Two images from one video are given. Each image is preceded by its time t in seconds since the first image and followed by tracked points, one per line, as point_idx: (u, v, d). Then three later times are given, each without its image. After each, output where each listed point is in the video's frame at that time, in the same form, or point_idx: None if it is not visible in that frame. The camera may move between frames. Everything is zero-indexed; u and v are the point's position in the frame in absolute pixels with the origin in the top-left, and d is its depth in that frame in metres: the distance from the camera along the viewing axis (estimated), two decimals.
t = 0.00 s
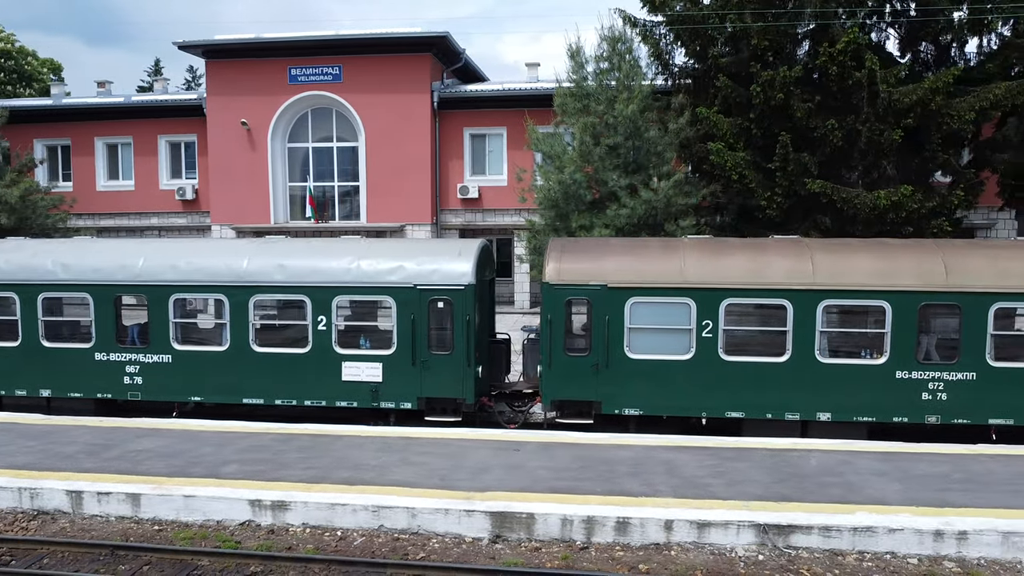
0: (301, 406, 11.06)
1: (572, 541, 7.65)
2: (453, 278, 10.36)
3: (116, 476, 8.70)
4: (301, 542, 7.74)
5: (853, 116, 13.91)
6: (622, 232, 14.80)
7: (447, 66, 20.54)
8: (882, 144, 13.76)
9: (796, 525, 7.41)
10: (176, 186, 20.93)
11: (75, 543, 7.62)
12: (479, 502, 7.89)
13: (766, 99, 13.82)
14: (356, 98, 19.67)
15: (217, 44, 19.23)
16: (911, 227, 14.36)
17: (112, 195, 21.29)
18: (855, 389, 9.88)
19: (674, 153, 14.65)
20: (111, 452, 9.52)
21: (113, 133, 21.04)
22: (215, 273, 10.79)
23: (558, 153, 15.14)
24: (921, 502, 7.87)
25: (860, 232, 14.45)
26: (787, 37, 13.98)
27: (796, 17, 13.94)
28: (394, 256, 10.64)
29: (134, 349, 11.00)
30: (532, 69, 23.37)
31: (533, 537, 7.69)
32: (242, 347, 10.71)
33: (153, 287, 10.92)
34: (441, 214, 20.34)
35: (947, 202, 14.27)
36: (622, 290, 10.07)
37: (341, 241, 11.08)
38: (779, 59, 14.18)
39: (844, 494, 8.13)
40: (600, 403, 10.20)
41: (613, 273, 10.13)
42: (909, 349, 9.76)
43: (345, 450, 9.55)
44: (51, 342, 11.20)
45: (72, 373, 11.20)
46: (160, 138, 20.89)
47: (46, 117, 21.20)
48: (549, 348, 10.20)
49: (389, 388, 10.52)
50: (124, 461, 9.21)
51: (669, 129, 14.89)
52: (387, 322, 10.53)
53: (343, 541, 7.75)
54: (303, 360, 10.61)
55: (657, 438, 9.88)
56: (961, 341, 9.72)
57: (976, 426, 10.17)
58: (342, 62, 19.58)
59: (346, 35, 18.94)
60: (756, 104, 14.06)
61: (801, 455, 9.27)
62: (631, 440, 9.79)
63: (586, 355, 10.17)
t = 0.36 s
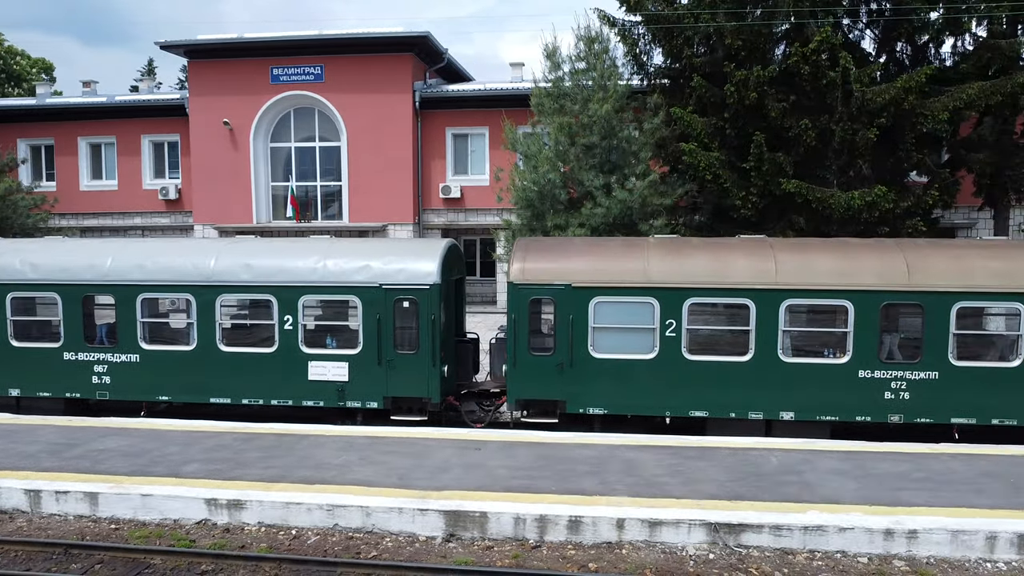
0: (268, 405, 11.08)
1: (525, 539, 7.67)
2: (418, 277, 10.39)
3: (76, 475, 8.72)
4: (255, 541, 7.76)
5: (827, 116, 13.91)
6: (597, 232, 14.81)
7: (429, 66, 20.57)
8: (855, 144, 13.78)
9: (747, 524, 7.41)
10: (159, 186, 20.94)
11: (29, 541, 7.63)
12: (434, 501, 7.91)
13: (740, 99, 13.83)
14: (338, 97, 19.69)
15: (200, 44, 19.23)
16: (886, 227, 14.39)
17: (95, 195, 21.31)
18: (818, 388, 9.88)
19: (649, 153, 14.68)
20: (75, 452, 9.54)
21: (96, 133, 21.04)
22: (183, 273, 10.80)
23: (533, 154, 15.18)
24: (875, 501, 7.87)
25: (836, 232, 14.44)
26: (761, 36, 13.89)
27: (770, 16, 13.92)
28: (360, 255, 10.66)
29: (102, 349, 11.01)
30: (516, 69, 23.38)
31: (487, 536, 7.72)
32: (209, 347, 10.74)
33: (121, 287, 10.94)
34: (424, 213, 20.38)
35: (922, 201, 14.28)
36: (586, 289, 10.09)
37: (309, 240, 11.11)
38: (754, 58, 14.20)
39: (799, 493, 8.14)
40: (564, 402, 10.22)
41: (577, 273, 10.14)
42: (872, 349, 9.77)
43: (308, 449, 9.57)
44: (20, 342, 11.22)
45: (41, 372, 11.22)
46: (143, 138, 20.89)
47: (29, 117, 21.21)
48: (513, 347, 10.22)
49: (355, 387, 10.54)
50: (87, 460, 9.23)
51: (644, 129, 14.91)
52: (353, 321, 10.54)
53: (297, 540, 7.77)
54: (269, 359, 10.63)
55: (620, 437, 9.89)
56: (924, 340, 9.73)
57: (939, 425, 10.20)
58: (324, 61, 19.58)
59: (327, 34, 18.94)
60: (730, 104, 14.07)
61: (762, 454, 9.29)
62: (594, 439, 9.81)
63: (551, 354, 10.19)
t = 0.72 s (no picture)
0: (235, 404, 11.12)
1: (475, 537, 7.71)
2: (382, 277, 10.43)
3: (35, 473, 8.77)
4: (208, 538, 7.81)
5: (800, 115, 13.95)
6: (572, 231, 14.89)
7: (411, 66, 20.62)
8: (827, 143, 13.82)
9: (695, 521, 7.44)
10: (143, 185, 21.00)
11: None
12: (386, 499, 7.95)
13: (713, 98, 13.87)
14: (321, 97, 19.73)
15: (182, 44, 19.27)
16: (860, 226, 14.43)
17: (80, 195, 21.38)
18: (780, 387, 9.90)
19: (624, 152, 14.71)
20: (37, 450, 9.59)
21: (80, 133, 21.09)
22: (150, 273, 10.86)
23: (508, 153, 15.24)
24: (825, 499, 7.90)
25: (810, 231, 14.43)
26: (734, 35, 14.00)
27: (742, 16, 13.98)
28: (326, 255, 10.70)
29: (70, 348, 11.06)
30: (501, 69, 23.41)
31: (438, 533, 7.76)
32: (176, 346, 10.79)
33: (89, 286, 11.00)
34: (407, 213, 20.42)
35: (895, 201, 14.26)
36: (549, 288, 10.12)
37: (277, 240, 11.15)
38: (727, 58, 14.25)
39: (751, 491, 8.17)
40: (528, 401, 10.23)
41: (540, 272, 10.17)
42: (833, 348, 9.80)
43: (269, 447, 9.61)
44: None
45: (10, 371, 11.27)
46: (127, 138, 20.94)
47: (14, 117, 21.28)
48: (477, 347, 10.25)
49: (320, 386, 10.57)
50: (48, 458, 9.28)
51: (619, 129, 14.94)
52: (318, 320, 10.58)
53: (250, 538, 7.82)
54: (235, 358, 10.67)
55: (581, 435, 9.93)
56: (884, 340, 9.76)
57: (901, 424, 10.23)
58: (307, 61, 19.63)
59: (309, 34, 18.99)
60: (703, 104, 14.10)
61: (721, 452, 9.31)
62: (556, 437, 9.85)
63: (514, 353, 10.21)
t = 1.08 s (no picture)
0: (204, 403, 11.17)
1: (429, 535, 7.75)
2: (349, 277, 10.47)
3: None
4: (164, 536, 7.86)
5: (774, 116, 13.97)
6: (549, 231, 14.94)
7: (396, 66, 20.65)
8: (801, 144, 13.88)
9: (646, 520, 7.48)
10: (129, 185, 21.07)
11: None
12: (342, 498, 8.00)
13: (687, 98, 13.89)
14: (304, 97, 19.79)
15: (167, 44, 19.33)
16: (836, 225, 14.42)
17: (66, 195, 21.46)
18: (743, 387, 9.93)
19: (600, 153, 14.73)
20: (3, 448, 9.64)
21: (66, 133, 21.17)
22: (120, 272, 10.91)
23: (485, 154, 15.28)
24: (779, 498, 7.93)
25: (786, 231, 14.41)
26: (709, 35, 14.04)
27: (714, 18, 14.06)
28: (293, 255, 10.74)
29: (41, 348, 11.13)
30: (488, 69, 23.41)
31: (392, 532, 7.80)
32: (145, 346, 10.84)
33: (59, 286, 11.06)
34: (391, 213, 20.43)
35: (870, 201, 14.27)
36: (514, 288, 10.17)
37: (246, 240, 11.19)
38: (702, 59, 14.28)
39: (706, 490, 8.20)
40: (493, 400, 10.31)
41: (504, 272, 10.23)
42: (795, 347, 9.82)
43: (234, 446, 9.66)
44: None
45: None
46: (113, 138, 21.01)
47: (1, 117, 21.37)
48: (443, 346, 10.33)
49: (287, 385, 10.62)
50: (13, 457, 9.34)
51: (596, 129, 14.95)
52: (285, 320, 10.62)
53: (206, 536, 7.87)
54: (203, 357, 10.73)
55: (545, 434, 9.97)
56: (847, 340, 9.78)
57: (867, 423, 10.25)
58: (291, 62, 19.69)
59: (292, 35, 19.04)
60: (678, 104, 14.12)
61: (682, 452, 9.34)
62: (520, 436, 9.89)
63: (479, 352, 10.27)
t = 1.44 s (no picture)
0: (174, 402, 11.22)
1: (382, 534, 7.79)
2: (315, 277, 10.51)
3: None
4: (120, 534, 7.90)
5: (749, 116, 14.02)
6: (527, 231, 14.96)
7: (381, 66, 20.67)
8: (776, 144, 13.96)
9: (597, 519, 7.50)
10: (115, 186, 21.15)
11: None
12: (297, 497, 8.04)
13: (661, 98, 13.92)
14: (288, 98, 19.84)
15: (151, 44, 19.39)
16: (812, 225, 14.42)
17: (53, 195, 21.54)
18: (706, 386, 9.94)
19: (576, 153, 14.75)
20: None
21: (52, 133, 21.25)
22: (89, 272, 10.97)
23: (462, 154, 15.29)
24: (732, 497, 7.94)
25: (761, 231, 14.44)
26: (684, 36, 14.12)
27: (690, 19, 14.13)
28: (261, 254, 10.79)
29: (12, 347, 11.19)
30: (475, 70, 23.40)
31: (346, 531, 7.84)
32: (114, 345, 10.91)
33: (29, 286, 11.11)
34: (375, 213, 20.48)
35: (846, 200, 14.39)
36: (479, 288, 10.20)
37: (215, 240, 11.23)
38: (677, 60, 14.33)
39: (662, 489, 8.22)
40: (459, 400, 10.33)
41: (469, 272, 10.25)
42: (759, 347, 9.83)
43: (198, 445, 9.71)
44: None
45: None
46: (99, 139, 21.08)
47: None
48: (409, 346, 10.34)
49: (255, 385, 10.66)
50: None
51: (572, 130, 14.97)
52: (253, 319, 10.67)
53: (162, 534, 7.92)
54: (172, 357, 10.79)
55: (509, 433, 10.00)
56: (810, 339, 9.79)
57: (832, 423, 10.26)
58: (275, 62, 19.74)
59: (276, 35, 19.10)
60: (653, 104, 14.14)
61: (643, 451, 9.36)
62: (483, 436, 9.92)
63: (445, 352, 10.30)
